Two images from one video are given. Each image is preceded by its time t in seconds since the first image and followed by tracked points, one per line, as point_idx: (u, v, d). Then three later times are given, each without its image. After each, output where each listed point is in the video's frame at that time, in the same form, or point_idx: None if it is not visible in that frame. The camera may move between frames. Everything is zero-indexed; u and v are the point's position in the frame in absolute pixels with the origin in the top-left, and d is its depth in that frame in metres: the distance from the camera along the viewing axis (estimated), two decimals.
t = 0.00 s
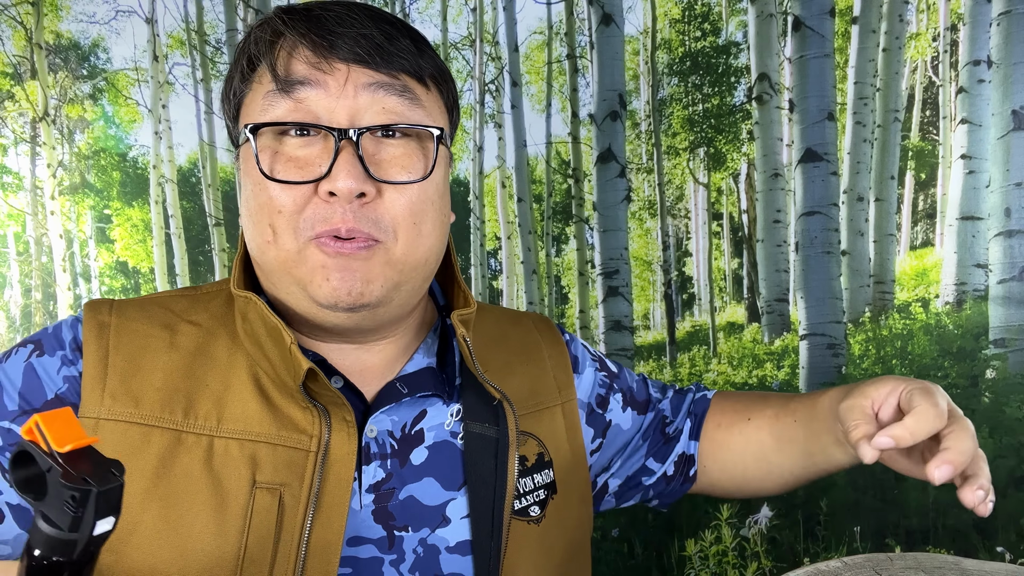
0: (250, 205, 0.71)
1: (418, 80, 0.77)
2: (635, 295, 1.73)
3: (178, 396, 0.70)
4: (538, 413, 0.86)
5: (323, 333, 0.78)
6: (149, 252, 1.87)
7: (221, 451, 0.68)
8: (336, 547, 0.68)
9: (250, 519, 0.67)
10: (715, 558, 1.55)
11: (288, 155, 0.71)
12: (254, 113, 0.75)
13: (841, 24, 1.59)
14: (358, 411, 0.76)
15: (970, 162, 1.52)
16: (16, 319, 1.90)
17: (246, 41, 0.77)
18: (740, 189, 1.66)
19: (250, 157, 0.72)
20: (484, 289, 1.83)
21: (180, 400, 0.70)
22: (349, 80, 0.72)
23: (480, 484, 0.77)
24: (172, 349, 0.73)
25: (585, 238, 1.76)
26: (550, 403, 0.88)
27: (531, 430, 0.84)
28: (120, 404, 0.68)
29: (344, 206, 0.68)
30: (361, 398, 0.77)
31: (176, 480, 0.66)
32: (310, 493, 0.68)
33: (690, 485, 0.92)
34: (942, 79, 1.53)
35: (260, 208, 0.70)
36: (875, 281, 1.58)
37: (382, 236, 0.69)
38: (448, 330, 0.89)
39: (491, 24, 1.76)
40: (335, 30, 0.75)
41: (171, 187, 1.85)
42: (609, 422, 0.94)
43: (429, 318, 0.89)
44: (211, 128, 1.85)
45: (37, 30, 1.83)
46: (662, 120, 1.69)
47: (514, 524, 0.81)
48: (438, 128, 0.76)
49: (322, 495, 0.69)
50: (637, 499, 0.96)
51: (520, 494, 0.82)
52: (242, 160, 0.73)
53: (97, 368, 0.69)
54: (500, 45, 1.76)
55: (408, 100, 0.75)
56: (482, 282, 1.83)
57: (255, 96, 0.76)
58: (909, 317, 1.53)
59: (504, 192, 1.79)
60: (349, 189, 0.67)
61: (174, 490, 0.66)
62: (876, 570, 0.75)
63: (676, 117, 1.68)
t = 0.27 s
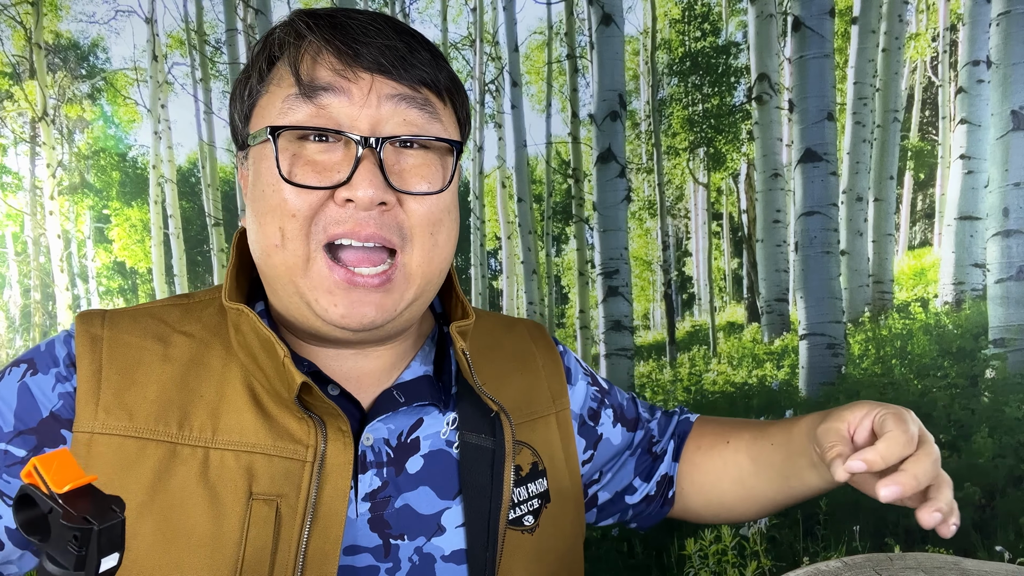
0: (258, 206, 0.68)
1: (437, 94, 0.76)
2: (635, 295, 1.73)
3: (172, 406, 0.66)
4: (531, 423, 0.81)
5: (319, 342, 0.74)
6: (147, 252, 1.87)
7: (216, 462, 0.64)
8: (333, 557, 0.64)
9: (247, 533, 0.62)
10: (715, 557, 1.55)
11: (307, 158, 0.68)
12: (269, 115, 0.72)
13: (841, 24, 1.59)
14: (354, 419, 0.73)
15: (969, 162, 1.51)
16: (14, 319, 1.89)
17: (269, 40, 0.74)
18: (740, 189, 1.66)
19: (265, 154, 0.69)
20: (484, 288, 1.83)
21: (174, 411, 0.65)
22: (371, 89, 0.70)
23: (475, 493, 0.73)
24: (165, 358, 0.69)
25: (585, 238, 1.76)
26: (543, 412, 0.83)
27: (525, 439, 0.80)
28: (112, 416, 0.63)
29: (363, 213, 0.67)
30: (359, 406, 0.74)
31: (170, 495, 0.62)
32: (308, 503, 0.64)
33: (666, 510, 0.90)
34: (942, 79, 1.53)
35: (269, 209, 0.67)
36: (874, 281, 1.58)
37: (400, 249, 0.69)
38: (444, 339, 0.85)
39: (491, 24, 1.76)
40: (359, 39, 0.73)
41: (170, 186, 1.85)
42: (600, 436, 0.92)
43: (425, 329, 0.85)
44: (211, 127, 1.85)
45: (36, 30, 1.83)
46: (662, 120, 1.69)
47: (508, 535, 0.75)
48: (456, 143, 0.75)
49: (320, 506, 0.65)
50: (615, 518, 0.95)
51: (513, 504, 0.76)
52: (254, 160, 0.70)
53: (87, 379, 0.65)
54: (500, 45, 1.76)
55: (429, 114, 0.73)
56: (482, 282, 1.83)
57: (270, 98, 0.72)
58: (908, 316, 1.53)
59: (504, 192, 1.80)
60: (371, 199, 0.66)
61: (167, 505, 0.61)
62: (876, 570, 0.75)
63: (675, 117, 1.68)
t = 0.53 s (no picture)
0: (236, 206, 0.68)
1: (410, 82, 0.74)
2: (635, 295, 1.73)
3: (166, 407, 0.63)
4: (529, 424, 0.80)
5: (315, 335, 0.73)
6: (148, 252, 1.87)
7: (211, 463, 0.62)
8: (332, 553, 0.62)
9: (244, 534, 0.61)
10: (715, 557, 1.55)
11: (277, 155, 0.68)
12: (246, 114, 0.72)
13: (842, 24, 1.59)
14: (352, 418, 0.72)
15: (970, 162, 1.51)
16: (13, 319, 1.89)
17: (238, 44, 0.74)
18: (740, 189, 1.66)
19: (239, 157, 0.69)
20: (484, 288, 1.82)
21: (167, 412, 0.63)
22: (338, 82, 0.69)
23: (476, 493, 0.73)
24: (158, 357, 0.66)
25: (585, 238, 1.76)
26: (542, 415, 0.82)
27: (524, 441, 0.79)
28: (105, 418, 0.60)
29: (336, 206, 0.65)
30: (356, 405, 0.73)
31: (165, 497, 0.60)
32: (304, 503, 0.62)
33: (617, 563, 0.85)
34: (942, 79, 1.54)
35: (245, 207, 0.66)
36: (874, 280, 1.58)
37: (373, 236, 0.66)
38: (444, 339, 0.85)
39: (491, 23, 1.76)
40: (325, 33, 0.72)
41: (170, 186, 1.85)
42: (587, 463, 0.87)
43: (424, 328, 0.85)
44: (211, 127, 1.85)
45: (36, 30, 1.83)
46: (662, 120, 1.69)
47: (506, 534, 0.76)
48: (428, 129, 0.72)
49: (317, 505, 0.63)
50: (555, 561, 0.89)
51: (512, 504, 0.76)
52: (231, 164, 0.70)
53: (77, 381, 0.61)
54: (500, 45, 1.76)
55: (400, 103, 0.72)
56: (482, 282, 1.82)
57: (245, 99, 0.72)
58: (908, 316, 1.53)
59: (504, 192, 1.79)
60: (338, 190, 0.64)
61: (162, 508, 0.59)
62: (876, 570, 0.75)
63: (676, 117, 1.68)
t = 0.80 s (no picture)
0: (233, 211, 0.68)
1: (397, 78, 0.73)
2: (636, 295, 1.73)
3: (170, 407, 0.62)
4: (533, 427, 0.80)
5: (318, 336, 0.73)
6: (148, 252, 1.87)
7: (215, 463, 0.62)
8: (335, 552, 0.62)
9: (248, 534, 0.60)
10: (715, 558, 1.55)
11: (266, 159, 0.68)
12: (235, 120, 0.72)
13: (842, 24, 1.59)
14: (356, 419, 0.72)
15: (970, 162, 1.51)
16: (14, 319, 1.89)
17: (225, 52, 0.74)
18: (741, 189, 1.66)
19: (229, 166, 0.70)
20: (484, 288, 1.82)
21: (171, 412, 0.62)
22: (322, 81, 0.69)
23: (480, 494, 0.73)
24: (162, 357, 0.66)
25: (585, 238, 1.76)
26: (544, 417, 0.81)
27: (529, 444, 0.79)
28: (110, 418, 0.60)
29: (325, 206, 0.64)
30: (359, 406, 0.73)
31: (170, 497, 0.59)
32: (307, 501, 0.62)
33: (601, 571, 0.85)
34: (942, 79, 1.53)
35: (243, 213, 0.67)
36: (875, 281, 1.58)
37: (360, 235, 0.65)
38: (449, 341, 0.84)
39: (491, 23, 1.76)
40: (308, 34, 0.72)
41: (170, 186, 1.85)
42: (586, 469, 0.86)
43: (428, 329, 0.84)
44: (210, 128, 1.85)
45: (36, 30, 1.83)
46: (662, 120, 1.69)
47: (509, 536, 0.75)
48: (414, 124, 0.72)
49: (320, 504, 0.62)
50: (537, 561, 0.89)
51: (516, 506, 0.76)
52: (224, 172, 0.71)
53: (82, 381, 0.61)
54: (500, 45, 1.76)
55: (385, 99, 0.71)
56: (482, 282, 1.82)
57: (235, 104, 0.73)
58: (909, 316, 1.53)
59: (504, 192, 1.79)
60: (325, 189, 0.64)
61: (167, 508, 0.59)
62: (876, 570, 0.75)
63: (676, 117, 1.68)
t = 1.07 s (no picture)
0: (252, 203, 0.67)
1: (425, 87, 0.74)
2: (636, 296, 1.72)
3: (172, 399, 0.62)
4: (530, 428, 0.80)
5: (321, 334, 0.72)
6: (149, 252, 1.87)
7: (217, 457, 0.61)
8: (334, 548, 0.62)
9: (248, 529, 0.60)
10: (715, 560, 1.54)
11: (293, 157, 0.67)
12: (260, 115, 0.71)
13: (841, 24, 1.59)
14: (357, 416, 0.71)
15: (970, 162, 1.51)
16: (14, 319, 1.89)
17: (257, 44, 0.74)
18: (740, 189, 1.65)
19: (254, 156, 0.69)
20: (484, 288, 1.82)
21: (174, 405, 0.62)
22: (355, 84, 0.69)
23: (479, 495, 0.73)
24: (165, 349, 0.65)
25: (585, 238, 1.76)
26: (542, 418, 0.81)
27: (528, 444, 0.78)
28: (112, 409, 0.59)
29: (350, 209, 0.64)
30: (361, 403, 0.72)
31: (171, 489, 0.59)
32: (308, 498, 0.62)
33: (600, 570, 0.85)
34: (943, 79, 1.53)
35: (264, 209, 0.66)
36: (875, 281, 1.57)
37: (386, 240, 0.65)
38: (449, 340, 0.84)
39: (491, 23, 1.76)
40: (343, 35, 0.72)
41: (171, 187, 1.85)
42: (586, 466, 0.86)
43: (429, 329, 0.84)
44: (211, 128, 1.85)
45: (36, 30, 1.83)
46: (662, 120, 1.69)
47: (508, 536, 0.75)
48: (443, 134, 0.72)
49: (321, 500, 0.62)
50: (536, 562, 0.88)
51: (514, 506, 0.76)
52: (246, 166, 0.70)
53: (85, 371, 0.61)
54: (500, 45, 1.76)
55: (415, 106, 0.71)
56: (482, 282, 1.82)
57: (260, 98, 0.72)
58: (909, 317, 1.53)
59: (504, 192, 1.79)
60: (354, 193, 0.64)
61: (168, 500, 0.58)
62: (876, 570, 0.74)
63: (675, 117, 1.68)
